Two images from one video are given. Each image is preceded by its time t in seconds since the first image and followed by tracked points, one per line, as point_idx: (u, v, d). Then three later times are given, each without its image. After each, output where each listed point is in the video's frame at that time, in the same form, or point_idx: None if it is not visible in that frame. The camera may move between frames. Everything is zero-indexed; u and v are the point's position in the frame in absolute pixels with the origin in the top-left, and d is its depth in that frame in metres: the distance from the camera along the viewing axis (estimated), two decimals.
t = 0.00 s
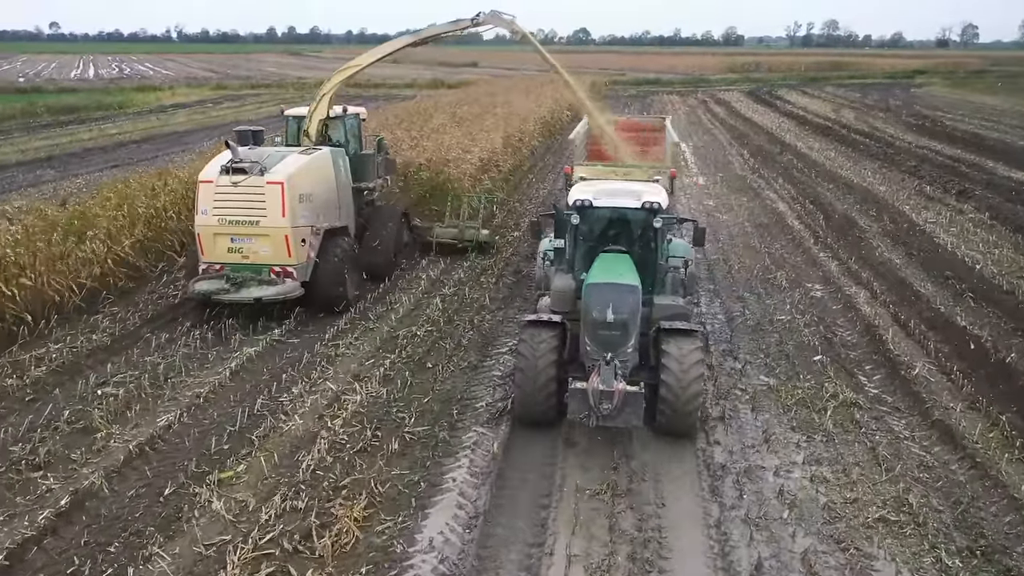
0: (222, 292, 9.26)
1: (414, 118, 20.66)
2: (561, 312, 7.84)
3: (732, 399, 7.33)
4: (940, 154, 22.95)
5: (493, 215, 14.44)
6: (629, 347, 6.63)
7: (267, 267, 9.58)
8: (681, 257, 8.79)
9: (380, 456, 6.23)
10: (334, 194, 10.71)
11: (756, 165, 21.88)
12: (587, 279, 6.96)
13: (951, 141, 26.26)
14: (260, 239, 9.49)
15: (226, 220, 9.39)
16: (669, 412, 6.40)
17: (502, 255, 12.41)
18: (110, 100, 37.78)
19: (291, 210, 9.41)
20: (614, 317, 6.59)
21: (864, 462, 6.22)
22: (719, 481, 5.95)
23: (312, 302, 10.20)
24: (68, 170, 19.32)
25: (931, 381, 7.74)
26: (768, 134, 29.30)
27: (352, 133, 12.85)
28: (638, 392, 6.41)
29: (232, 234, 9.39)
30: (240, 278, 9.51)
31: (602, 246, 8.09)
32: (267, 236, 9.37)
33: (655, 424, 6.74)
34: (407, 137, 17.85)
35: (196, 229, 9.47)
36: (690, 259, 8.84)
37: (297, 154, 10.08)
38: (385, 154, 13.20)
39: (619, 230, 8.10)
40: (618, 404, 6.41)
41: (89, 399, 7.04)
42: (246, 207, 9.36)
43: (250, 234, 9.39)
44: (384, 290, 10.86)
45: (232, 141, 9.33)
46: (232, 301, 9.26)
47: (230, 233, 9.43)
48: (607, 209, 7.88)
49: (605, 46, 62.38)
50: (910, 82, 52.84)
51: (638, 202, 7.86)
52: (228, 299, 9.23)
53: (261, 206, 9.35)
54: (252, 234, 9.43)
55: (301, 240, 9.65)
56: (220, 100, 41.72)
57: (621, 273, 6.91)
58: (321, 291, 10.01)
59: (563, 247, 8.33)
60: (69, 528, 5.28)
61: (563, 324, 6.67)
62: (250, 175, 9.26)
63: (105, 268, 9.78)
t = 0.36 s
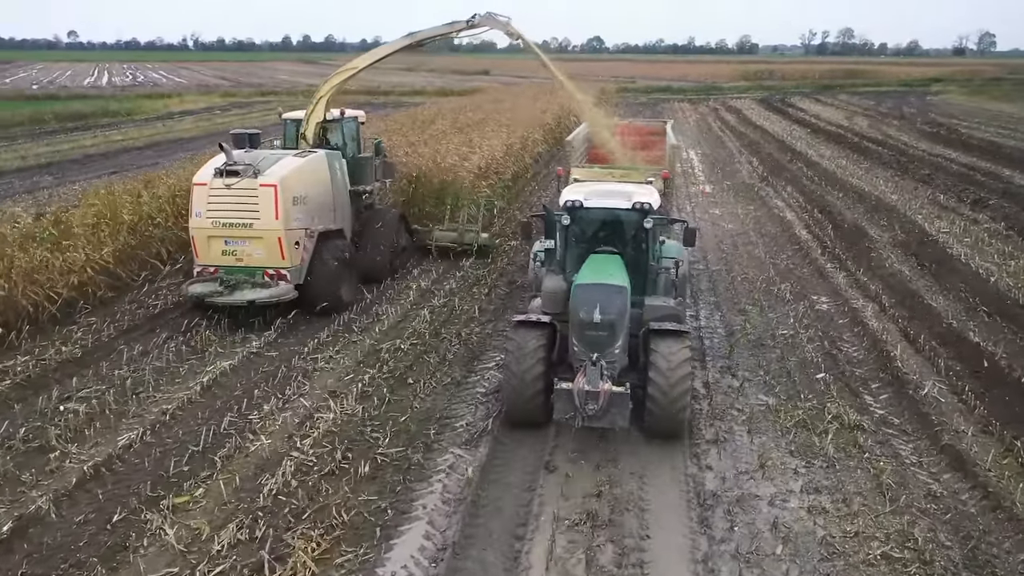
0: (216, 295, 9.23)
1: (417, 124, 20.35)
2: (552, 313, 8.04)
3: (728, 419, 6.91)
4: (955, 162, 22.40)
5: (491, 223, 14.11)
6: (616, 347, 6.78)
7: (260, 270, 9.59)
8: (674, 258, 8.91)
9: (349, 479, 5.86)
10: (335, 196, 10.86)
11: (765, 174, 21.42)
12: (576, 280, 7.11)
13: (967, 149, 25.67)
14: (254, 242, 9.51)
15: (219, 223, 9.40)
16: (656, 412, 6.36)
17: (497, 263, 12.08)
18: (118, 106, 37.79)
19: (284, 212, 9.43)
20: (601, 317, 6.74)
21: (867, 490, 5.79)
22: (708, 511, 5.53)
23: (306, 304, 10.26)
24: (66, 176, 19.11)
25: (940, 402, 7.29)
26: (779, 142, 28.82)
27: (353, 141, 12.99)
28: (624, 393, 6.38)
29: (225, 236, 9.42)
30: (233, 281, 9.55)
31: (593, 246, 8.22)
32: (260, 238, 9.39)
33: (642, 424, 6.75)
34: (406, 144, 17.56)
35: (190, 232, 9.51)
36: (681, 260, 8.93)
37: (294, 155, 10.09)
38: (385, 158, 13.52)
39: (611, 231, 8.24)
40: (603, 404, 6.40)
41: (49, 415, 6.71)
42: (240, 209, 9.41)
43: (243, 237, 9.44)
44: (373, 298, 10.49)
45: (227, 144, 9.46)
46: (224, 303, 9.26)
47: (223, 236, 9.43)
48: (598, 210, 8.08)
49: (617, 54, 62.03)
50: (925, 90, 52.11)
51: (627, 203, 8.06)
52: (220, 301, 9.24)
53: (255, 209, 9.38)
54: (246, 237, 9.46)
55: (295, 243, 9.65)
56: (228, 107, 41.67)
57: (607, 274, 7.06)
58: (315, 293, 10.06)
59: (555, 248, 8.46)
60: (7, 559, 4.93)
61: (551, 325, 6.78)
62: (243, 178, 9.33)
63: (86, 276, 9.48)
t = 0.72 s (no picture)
0: (214, 296, 9.30)
1: (420, 131, 20.11)
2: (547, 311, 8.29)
3: (724, 440, 6.52)
4: (972, 170, 21.85)
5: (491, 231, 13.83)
6: (606, 346, 6.90)
7: (259, 271, 9.59)
8: (672, 257, 8.89)
9: (316, 503, 5.52)
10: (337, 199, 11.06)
11: (777, 181, 20.98)
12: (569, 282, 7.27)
13: (986, 157, 25.08)
14: (253, 243, 9.52)
15: (217, 223, 9.39)
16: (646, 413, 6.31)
17: (495, 271, 11.78)
18: (130, 113, 37.86)
19: (283, 213, 9.46)
20: (591, 317, 6.87)
21: (870, 521, 5.38)
22: (697, 542, 5.15)
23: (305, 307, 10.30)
24: (66, 183, 18.94)
25: (951, 423, 6.87)
26: (792, 149, 28.33)
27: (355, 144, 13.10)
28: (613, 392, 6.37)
29: (224, 238, 9.43)
30: (231, 281, 9.56)
31: (587, 248, 8.40)
32: (259, 239, 9.39)
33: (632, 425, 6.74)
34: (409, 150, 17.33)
35: (189, 233, 9.50)
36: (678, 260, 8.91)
37: (294, 157, 10.14)
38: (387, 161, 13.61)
39: (605, 232, 8.44)
40: (593, 403, 6.36)
41: (12, 430, 6.41)
42: (238, 210, 9.42)
43: (242, 238, 9.46)
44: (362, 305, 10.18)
45: (226, 145, 9.46)
46: (224, 304, 9.34)
47: (222, 237, 9.43)
48: (594, 210, 8.30)
49: (630, 61, 61.66)
50: (944, 98, 51.32)
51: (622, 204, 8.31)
52: (219, 303, 9.30)
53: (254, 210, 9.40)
54: (244, 238, 9.47)
55: (293, 244, 9.66)
56: (239, 114, 41.65)
57: (599, 275, 7.24)
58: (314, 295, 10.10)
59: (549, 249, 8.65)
60: None
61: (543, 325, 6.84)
62: (243, 179, 9.35)
63: (67, 285, 9.23)
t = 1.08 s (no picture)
0: (211, 290, 9.33)
1: (425, 131, 19.81)
2: (540, 305, 8.39)
3: (715, 457, 6.13)
4: (993, 174, 21.21)
5: (491, 233, 13.52)
6: (595, 341, 6.69)
7: (257, 265, 9.71)
8: (664, 254, 9.11)
9: (272, 523, 5.17)
10: (336, 195, 11.21)
11: (790, 184, 20.48)
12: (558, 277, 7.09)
13: (1007, 160, 24.41)
14: (251, 237, 9.65)
15: (216, 218, 9.53)
16: (635, 408, 6.29)
17: (491, 273, 11.46)
18: (142, 114, 37.91)
19: (281, 208, 9.58)
20: (579, 310, 6.67)
21: (868, 549, 4.98)
22: (678, 571, 4.77)
23: (303, 303, 10.44)
24: (68, 183, 18.79)
25: (961, 441, 6.43)
26: (808, 151, 27.75)
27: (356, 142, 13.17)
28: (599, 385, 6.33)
29: (223, 232, 9.57)
30: (230, 275, 9.71)
31: (581, 243, 8.46)
32: (257, 234, 9.50)
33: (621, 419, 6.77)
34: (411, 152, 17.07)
35: (189, 227, 9.66)
36: (670, 256, 9.10)
37: (293, 153, 10.26)
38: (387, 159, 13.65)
39: (599, 227, 8.49)
40: (578, 397, 6.40)
41: None
42: (237, 205, 9.54)
43: (241, 233, 9.60)
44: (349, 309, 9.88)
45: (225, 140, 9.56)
46: (222, 298, 9.45)
47: (220, 233, 9.59)
48: (587, 206, 8.36)
49: (645, 62, 61.14)
50: (966, 100, 50.36)
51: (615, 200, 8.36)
52: (217, 296, 9.41)
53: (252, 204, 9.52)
54: (243, 233, 9.61)
55: (291, 239, 9.79)
56: (250, 114, 41.58)
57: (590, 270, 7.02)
58: (310, 290, 10.24)
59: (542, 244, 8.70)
60: None
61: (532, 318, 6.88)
62: (241, 174, 9.47)
63: (46, 287, 9.01)
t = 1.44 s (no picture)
0: (209, 284, 9.51)
1: (428, 130, 19.49)
2: (530, 301, 8.39)
3: (702, 474, 5.76)
4: (1014, 174, 20.57)
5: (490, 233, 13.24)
6: (582, 336, 6.64)
7: (255, 259, 9.89)
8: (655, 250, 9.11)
9: (221, 544, 4.85)
10: (334, 189, 11.34)
11: (802, 184, 19.96)
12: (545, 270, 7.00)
13: None
14: (249, 231, 9.84)
15: (214, 211, 9.73)
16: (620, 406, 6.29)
17: (486, 274, 11.17)
18: (152, 113, 37.85)
19: (279, 202, 9.76)
20: (566, 305, 6.56)
21: None
22: None
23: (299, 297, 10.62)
24: (67, 182, 18.61)
25: (969, 459, 6.01)
26: (822, 151, 27.16)
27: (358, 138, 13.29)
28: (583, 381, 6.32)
29: (221, 226, 9.74)
30: (228, 269, 9.85)
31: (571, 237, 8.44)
32: (254, 228, 9.68)
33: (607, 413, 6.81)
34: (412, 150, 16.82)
35: (187, 220, 9.83)
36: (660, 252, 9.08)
37: (292, 148, 10.49)
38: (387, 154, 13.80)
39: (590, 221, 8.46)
40: (562, 392, 6.40)
41: None
42: (235, 198, 9.73)
43: (239, 227, 9.77)
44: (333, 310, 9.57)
45: (224, 134, 9.75)
46: (219, 291, 9.57)
47: (219, 225, 9.74)
48: (577, 200, 8.32)
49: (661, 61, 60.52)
50: (988, 100, 49.35)
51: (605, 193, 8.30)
52: (215, 290, 9.53)
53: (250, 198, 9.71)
54: (241, 226, 9.79)
55: (289, 232, 9.98)
56: (261, 113, 41.43)
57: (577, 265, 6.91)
58: (306, 286, 10.45)
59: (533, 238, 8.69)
60: None
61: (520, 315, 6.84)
62: (240, 168, 9.66)
63: (23, 287, 8.79)
